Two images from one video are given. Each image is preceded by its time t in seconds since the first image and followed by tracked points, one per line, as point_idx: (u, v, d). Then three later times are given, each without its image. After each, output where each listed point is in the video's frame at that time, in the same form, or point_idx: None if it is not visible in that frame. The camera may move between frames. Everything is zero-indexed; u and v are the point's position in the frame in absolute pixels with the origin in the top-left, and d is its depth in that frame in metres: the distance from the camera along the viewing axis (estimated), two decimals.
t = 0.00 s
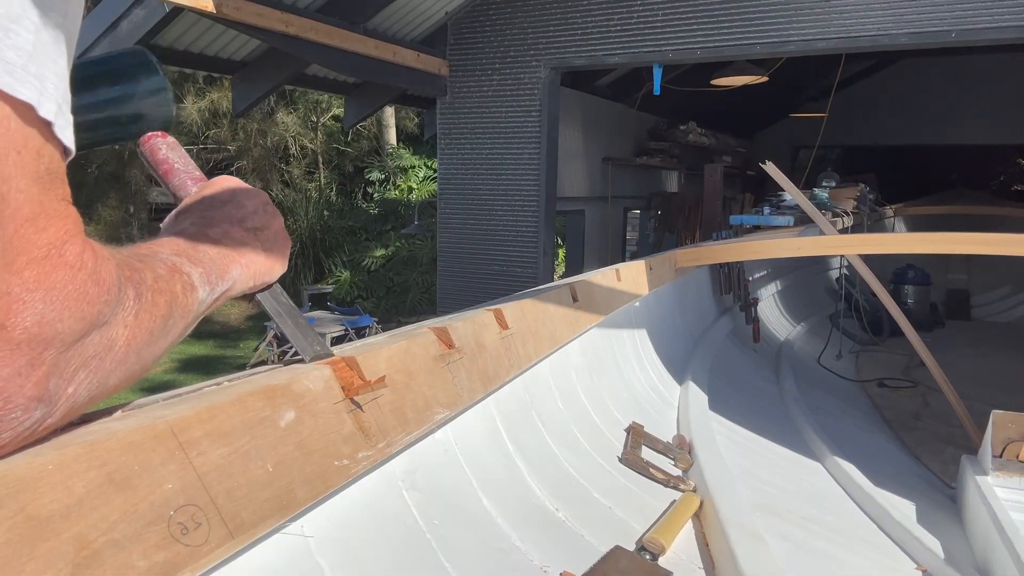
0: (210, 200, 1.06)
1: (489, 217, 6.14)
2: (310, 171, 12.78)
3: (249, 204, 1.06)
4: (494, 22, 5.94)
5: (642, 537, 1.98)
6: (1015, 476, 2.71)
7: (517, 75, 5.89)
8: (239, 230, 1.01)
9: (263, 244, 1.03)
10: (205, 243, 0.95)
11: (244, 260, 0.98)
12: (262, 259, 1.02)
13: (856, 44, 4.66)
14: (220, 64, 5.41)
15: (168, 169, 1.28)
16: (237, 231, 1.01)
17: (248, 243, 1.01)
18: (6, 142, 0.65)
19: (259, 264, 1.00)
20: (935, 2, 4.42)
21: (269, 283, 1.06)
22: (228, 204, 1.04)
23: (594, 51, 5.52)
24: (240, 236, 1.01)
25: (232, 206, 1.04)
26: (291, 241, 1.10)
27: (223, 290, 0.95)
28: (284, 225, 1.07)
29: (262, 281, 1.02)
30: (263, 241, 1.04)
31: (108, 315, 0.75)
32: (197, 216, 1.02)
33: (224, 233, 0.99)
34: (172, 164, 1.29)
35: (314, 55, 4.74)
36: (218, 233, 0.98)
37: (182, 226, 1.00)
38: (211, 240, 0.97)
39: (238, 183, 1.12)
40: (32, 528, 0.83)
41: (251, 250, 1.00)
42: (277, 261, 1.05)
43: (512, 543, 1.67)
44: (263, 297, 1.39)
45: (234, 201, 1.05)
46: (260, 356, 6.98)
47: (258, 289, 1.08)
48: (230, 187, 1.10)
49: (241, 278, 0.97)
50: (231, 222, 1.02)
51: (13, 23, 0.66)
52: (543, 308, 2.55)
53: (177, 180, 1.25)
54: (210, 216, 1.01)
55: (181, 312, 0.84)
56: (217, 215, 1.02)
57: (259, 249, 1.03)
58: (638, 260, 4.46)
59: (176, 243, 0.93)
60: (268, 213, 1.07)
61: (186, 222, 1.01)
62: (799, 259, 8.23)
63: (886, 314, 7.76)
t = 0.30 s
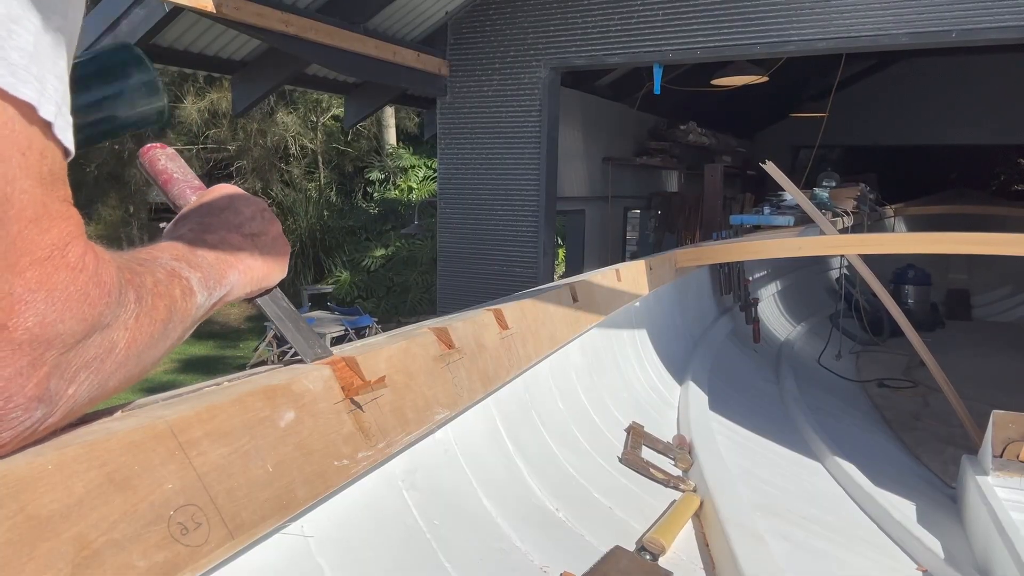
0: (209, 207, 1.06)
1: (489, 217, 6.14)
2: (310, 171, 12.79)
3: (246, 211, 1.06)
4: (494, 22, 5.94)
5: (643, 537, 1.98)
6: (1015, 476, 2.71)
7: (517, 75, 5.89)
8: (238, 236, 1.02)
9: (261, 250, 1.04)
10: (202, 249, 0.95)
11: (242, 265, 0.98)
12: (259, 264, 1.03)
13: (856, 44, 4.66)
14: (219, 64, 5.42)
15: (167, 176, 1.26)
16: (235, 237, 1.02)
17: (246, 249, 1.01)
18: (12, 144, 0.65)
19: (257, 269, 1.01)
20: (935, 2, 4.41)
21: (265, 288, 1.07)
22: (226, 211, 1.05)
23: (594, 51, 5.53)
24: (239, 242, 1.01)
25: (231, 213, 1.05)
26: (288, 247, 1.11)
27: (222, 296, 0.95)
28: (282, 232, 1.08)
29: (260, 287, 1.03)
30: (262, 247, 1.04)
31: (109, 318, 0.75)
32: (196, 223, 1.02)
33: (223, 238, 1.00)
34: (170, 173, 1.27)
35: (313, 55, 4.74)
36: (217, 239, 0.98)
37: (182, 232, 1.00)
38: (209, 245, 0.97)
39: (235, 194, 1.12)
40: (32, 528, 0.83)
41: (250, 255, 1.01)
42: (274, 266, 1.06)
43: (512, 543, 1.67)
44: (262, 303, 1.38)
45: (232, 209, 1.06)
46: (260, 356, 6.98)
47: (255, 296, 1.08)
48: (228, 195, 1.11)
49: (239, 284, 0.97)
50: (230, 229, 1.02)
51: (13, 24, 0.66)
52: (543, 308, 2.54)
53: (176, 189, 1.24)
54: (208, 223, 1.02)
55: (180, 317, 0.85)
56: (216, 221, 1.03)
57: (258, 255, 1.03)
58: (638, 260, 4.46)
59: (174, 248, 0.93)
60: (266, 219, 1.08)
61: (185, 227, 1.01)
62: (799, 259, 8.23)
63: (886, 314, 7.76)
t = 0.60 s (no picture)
0: (208, 211, 1.06)
1: (489, 216, 6.14)
2: (310, 171, 12.78)
3: (246, 215, 1.06)
4: (494, 21, 5.94)
5: (643, 537, 1.98)
6: (1015, 476, 2.71)
7: (517, 75, 5.89)
8: (238, 239, 1.01)
9: (262, 252, 1.04)
10: (202, 251, 0.95)
11: (242, 268, 0.98)
12: (258, 268, 1.02)
13: (856, 43, 4.66)
14: (219, 64, 5.42)
15: (164, 185, 1.18)
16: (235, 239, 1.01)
17: (246, 251, 1.01)
18: (9, 145, 0.65)
19: (258, 272, 1.01)
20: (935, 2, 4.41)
21: (266, 291, 1.07)
22: (226, 216, 1.04)
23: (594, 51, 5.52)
24: (239, 245, 1.01)
25: (231, 217, 1.04)
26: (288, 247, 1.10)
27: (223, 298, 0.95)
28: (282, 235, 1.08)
29: (259, 291, 1.03)
30: (262, 249, 1.04)
31: (109, 319, 0.75)
32: (195, 227, 1.02)
33: (223, 241, 0.99)
34: (170, 181, 1.18)
35: (313, 55, 4.74)
36: (216, 242, 0.98)
37: (181, 237, 0.99)
38: (209, 247, 0.96)
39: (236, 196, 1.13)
40: (32, 528, 0.83)
41: (250, 258, 1.01)
42: (274, 270, 1.06)
43: (512, 543, 1.67)
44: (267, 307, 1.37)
45: (232, 213, 1.06)
46: (260, 356, 6.98)
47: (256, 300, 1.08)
48: (226, 199, 1.10)
49: (238, 287, 0.97)
50: (231, 232, 1.01)
51: (8, 21, 0.66)
52: (543, 308, 2.54)
53: (177, 202, 1.19)
54: (207, 227, 1.01)
55: (182, 320, 0.85)
56: (215, 225, 1.02)
57: (258, 258, 1.03)
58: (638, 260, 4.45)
59: (173, 251, 0.93)
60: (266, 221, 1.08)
61: (184, 232, 1.01)
62: (799, 259, 8.23)
63: (886, 314, 7.76)
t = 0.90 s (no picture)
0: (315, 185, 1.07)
1: (489, 216, 6.14)
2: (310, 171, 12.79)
3: (335, 178, 1.10)
4: (494, 22, 5.94)
5: (642, 537, 1.98)
6: (1015, 476, 2.71)
7: (517, 75, 5.89)
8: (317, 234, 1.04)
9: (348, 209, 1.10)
10: (279, 231, 0.98)
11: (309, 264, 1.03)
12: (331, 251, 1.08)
13: (856, 44, 4.66)
14: (220, 64, 5.42)
15: (324, 101, 1.22)
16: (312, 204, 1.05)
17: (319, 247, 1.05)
18: None
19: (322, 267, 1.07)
20: (935, 2, 4.41)
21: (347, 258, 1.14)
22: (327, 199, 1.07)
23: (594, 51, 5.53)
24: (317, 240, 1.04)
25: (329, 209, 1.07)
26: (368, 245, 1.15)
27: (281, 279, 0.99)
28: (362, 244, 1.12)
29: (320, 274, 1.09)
30: (337, 249, 1.08)
31: (88, 321, 0.74)
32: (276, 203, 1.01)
33: (293, 214, 1.02)
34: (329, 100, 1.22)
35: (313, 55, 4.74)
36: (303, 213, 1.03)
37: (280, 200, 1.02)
38: (278, 234, 0.98)
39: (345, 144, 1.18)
40: (32, 528, 0.83)
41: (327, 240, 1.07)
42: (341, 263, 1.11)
43: (511, 543, 1.67)
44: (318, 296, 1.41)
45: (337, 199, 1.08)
46: (260, 356, 6.99)
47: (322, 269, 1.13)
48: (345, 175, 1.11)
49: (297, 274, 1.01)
50: (297, 195, 1.04)
51: (6, 26, 0.68)
52: (542, 308, 2.54)
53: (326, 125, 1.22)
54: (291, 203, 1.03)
55: (202, 317, 0.84)
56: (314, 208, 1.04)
57: (331, 250, 1.07)
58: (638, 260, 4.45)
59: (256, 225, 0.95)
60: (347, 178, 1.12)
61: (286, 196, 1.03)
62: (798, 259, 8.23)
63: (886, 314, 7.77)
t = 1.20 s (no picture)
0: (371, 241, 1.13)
1: (489, 216, 6.14)
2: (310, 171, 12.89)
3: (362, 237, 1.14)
4: (494, 22, 5.93)
5: (642, 537, 1.98)
6: (1015, 476, 2.71)
7: (517, 75, 5.89)
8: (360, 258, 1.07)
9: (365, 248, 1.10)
10: (298, 238, 1.03)
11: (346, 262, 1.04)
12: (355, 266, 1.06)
13: (856, 44, 4.66)
14: (219, 64, 5.42)
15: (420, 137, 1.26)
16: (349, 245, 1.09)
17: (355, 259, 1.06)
18: None
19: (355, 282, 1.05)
20: (935, 2, 4.41)
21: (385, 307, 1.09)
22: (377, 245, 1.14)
23: (594, 51, 5.52)
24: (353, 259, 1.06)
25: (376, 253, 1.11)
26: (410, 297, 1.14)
27: (299, 289, 0.98)
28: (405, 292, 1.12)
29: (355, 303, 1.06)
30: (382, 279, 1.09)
31: (83, 318, 0.74)
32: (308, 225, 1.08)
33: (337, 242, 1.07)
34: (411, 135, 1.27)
35: (314, 55, 4.75)
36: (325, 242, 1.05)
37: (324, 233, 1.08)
38: (304, 240, 1.03)
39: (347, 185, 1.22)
40: (32, 528, 0.83)
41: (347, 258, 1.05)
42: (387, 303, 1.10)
43: (511, 542, 1.67)
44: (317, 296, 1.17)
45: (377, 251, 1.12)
46: (260, 356, 7.00)
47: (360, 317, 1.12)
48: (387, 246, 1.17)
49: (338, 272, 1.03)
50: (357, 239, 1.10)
51: (14, 27, 0.71)
52: (542, 308, 2.54)
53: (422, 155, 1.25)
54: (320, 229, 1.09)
55: (191, 310, 0.84)
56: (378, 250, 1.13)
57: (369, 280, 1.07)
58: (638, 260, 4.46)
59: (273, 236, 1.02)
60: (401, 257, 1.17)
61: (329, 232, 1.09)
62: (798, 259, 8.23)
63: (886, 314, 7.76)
